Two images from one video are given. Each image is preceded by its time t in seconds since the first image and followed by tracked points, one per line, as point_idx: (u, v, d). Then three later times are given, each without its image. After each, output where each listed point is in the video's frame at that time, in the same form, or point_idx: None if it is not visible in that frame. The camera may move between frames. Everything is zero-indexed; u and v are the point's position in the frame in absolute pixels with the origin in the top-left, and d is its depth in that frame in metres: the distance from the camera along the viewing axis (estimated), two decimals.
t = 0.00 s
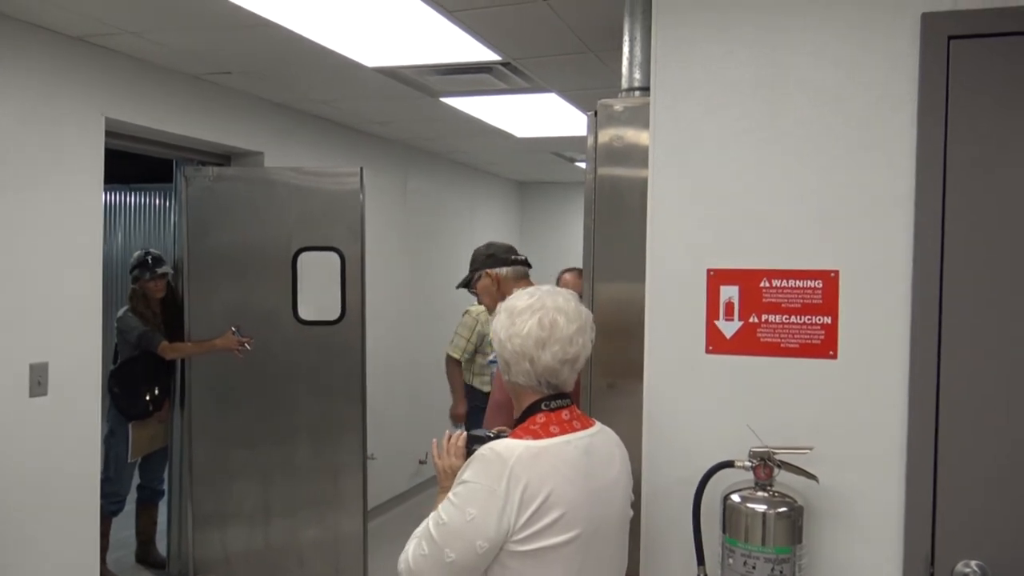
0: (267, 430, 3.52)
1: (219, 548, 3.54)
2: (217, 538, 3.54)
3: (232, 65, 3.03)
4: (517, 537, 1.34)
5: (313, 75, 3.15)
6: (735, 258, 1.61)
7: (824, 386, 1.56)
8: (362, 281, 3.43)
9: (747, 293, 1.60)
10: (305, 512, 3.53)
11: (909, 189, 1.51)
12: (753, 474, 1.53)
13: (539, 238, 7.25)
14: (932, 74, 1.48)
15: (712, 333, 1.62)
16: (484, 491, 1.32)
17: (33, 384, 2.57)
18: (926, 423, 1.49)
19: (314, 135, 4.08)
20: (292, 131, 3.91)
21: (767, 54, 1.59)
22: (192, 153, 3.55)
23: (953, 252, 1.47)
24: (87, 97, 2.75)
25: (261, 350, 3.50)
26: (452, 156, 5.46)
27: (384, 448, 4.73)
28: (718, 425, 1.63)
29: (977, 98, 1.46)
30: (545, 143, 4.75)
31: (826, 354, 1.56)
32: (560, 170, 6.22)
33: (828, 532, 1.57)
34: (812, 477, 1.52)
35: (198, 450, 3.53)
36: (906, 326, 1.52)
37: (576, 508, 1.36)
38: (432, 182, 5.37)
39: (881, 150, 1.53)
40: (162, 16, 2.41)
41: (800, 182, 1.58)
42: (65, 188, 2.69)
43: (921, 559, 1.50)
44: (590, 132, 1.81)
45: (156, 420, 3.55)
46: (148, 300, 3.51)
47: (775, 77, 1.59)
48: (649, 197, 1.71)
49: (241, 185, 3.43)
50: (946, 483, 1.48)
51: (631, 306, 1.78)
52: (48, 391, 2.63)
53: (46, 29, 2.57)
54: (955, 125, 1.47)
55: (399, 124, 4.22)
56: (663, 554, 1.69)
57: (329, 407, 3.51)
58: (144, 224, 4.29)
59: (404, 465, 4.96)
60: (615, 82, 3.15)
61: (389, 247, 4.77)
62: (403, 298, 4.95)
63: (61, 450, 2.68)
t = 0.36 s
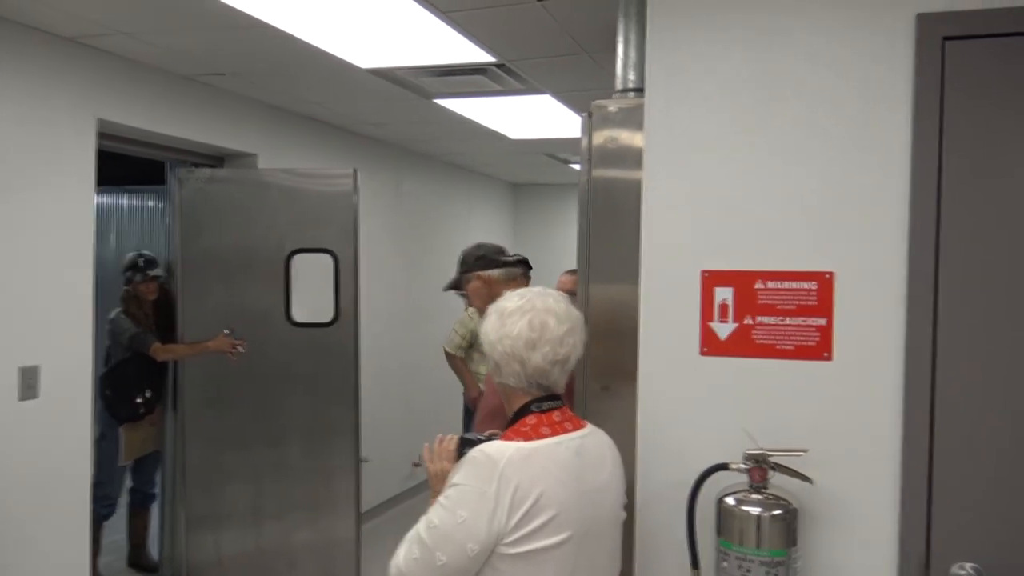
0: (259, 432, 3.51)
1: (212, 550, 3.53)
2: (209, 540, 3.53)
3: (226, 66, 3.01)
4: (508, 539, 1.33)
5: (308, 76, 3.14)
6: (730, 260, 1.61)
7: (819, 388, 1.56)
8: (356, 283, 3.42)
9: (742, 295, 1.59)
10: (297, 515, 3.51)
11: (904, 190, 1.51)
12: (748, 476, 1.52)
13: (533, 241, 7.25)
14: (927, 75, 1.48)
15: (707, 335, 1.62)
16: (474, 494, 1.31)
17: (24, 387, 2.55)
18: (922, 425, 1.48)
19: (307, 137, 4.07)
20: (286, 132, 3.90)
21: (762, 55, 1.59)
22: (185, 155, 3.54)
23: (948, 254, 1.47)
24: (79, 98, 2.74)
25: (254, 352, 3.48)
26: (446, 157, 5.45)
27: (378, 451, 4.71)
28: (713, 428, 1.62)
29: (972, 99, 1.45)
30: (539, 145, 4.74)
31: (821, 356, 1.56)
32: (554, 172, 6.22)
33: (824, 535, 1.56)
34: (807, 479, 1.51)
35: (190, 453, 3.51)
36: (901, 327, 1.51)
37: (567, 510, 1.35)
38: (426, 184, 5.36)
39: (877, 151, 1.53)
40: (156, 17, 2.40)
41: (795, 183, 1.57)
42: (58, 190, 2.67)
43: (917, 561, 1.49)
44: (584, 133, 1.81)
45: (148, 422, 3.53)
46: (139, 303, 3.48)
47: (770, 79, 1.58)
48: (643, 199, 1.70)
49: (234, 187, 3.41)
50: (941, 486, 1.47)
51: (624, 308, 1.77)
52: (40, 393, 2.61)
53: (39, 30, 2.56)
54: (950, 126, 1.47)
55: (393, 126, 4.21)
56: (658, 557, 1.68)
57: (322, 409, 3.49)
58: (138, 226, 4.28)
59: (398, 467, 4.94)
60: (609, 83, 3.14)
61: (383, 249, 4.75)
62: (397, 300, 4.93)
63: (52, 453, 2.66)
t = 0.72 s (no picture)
0: (239, 430, 3.47)
1: (190, 549, 3.48)
2: (188, 538, 3.48)
3: (203, 59, 2.96)
4: (490, 538, 1.32)
5: (286, 70, 3.10)
6: (713, 255, 1.60)
7: (801, 382, 1.56)
8: (337, 279, 3.39)
9: (724, 290, 1.59)
10: (278, 513, 3.48)
11: (886, 185, 1.51)
12: (731, 472, 1.52)
13: (515, 236, 7.23)
14: (909, 69, 1.48)
15: (689, 330, 1.61)
16: (454, 493, 1.30)
17: None
18: (904, 419, 1.49)
19: (286, 131, 4.02)
20: (264, 126, 3.85)
21: (744, 49, 1.58)
22: (161, 149, 3.48)
23: (929, 248, 1.47)
24: (52, 91, 2.68)
25: (233, 349, 3.44)
26: (427, 152, 5.41)
27: (360, 447, 4.68)
28: (695, 423, 1.62)
29: (953, 94, 1.45)
30: (520, 140, 4.72)
31: (803, 351, 1.56)
32: (535, 167, 6.20)
33: (806, 529, 1.56)
34: (790, 474, 1.51)
35: (168, 452, 3.46)
36: (882, 322, 1.51)
37: (548, 507, 1.34)
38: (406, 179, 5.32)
39: (859, 146, 1.52)
40: (131, 9, 2.35)
41: (778, 178, 1.57)
42: (31, 185, 2.62)
43: (898, 555, 1.50)
44: (565, 128, 1.79)
45: (126, 420, 3.47)
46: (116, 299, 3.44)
47: (753, 72, 1.57)
48: (624, 193, 1.69)
49: (211, 182, 3.37)
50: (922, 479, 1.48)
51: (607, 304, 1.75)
52: (13, 392, 2.56)
53: (10, 21, 2.50)
54: (931, 121, 1.47)
55: (372, 120, 4.17)
56: (641, 554, 1.67)
57: (302, 406, 3.46)
58: (113, 221, 4.21)
59: (379, 464, 4.91)
60: (590, 78, 3.13)
61: (364, 245, 4.72)
62: (377, 296, 4.90)
63: (27, 452, 2.61)
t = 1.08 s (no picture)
0: (249, 421, 3.47)
1: (199, 539, 3.48)
2: (197, 529, 3.48)
3: (217, 49, 2.96)
4: (503, 533, 1.31)
5: (301, 61, 3.09)
6: (732, 251, 1.59)
7: (819, 381, 1.55)
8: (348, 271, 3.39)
9: (743, 287, 1.58)
10: (288, 503, 3.50)
11: (908, 184, 1.49)
12: (747, 470, 1.51)
13: (526, 231, 7.22)
14: (934, 66, 1.46)
15: (707, 327, 1.60)
16: (468, 487, 1.29)
17: (10, 372, 2.50)
18: (923, 420, 1.47)
19: (299, 122, 4.02)
20: (277, 117, 3.84)
21: (766, 44, 1.56)
22: (175, 139, 3.48)
23: (951, 248, 1.46)
24: (68, 78, 2.68)
25: (245, 340, 3.45)
26: (440, 145, 5.40)
27: (369, 440, 4.69)
28: (711, 421, 1.60)
29: (978, 92, 1.43)
30: (533, 134, 4.71)
31: (822, 350, 1.54)
32: (547, 163, 6.18)
33: (822, 529, 1.55)
34: (807, 475, 1.50)
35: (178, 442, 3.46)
36: (903, 322, 1.50)
37: (562, 503, 1.33)
38: (418, 172, 5.31)
39: (882, 144, 1.51)
40: None
41: (799, 175, 1.55)
42: (46, 172, 2.63)
43: (915, 557, 1.49)
44: (584, 123, 1.78)
45: (137, 409, 3.48)
46: (128, 286, 3.43)
47: (775, 67, 1.56)
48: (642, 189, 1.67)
49: (224, 173, 3.37)
50: (941, 481, 1.47)
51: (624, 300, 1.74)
52: (26, 378, 2.57)
53: (26, 9, 2.50)
54: (955, 119, 1.45)
55: (385, 112, 4.16)
56: (654, 551, 1.67)
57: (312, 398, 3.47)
58: (126, 210, 4.22)
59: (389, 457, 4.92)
60: (606, 73, 3.11)
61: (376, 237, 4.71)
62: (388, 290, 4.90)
63: (39, 439, 2.62)
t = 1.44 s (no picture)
0: (266, 413, 3.49)
1: (216, 531, 3.52)
2: (214, 521, 3.51)
3: (234, 41, 2.96)
4: (520, 524, 1.31)
5: (318, 53, 3.09)
6: (754, 245, 1.57)
7: (841, 377, 1.53)
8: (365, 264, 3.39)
9: (764, 281, 1.56)
10: (305, 495, 3.52)
11: (935, 177, 1.47)
12: (768, 467, 1.49)
13: (542, 225, 7.20)
14: (962, 57, 1.43)
15: (728, 322, 1.58)
16: (485, 479, 1.29)
17: (30, 364, 2.52)
18: (948, 417, 1.45)
19: (316, 116, 4.02)
20: (294, 111, 3.85)
21: (790, 35, 1.54)
22: (192, 132, 3.49)
23: (978, 242, 1.43)
24: (86, 71, 2.70)
25: (261, 332, 3.46)
26: (455, 139, 5.39)
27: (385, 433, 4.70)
28: (732, 417, 1.59)
29: (1007, 83, 1.41)
30: (549, 127, 4.69)
31: (844, 345, 1.52)
32: (563, 156, 6.16)
33: (845, 526, 1.53)
34: (829, 471, 1.48)
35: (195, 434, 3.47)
36: (928, 317, 1.48)
37: (580, 494, 1.33)
38: (434, 165, 5.30)
39: (907, 136, 1.48)
40: None
41: (823, 168, 1.53)
42: (64, 165, 2.64)
43: (939, 555, 1.47)
44: (603, 116, 1.76)
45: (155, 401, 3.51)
46: (147, 277, 3.47)
47: (798, 59, 1.54)
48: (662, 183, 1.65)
49: (242, 165, 3.38)
50: (966, 479, 1.45)
51: (643, 295, 1.73)
52: (46, 370, 2.59)
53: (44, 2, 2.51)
54: (984, 111, 1.42)
55: (401, 105, 4.15)
56: (674, 547, 1.66)
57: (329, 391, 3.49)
58: (143, 203, 4.25)
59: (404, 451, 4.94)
60: (624, 65, 3.09)
61: (392, 231, 4.72)
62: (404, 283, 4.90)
63: (59, 429, 2.65)
